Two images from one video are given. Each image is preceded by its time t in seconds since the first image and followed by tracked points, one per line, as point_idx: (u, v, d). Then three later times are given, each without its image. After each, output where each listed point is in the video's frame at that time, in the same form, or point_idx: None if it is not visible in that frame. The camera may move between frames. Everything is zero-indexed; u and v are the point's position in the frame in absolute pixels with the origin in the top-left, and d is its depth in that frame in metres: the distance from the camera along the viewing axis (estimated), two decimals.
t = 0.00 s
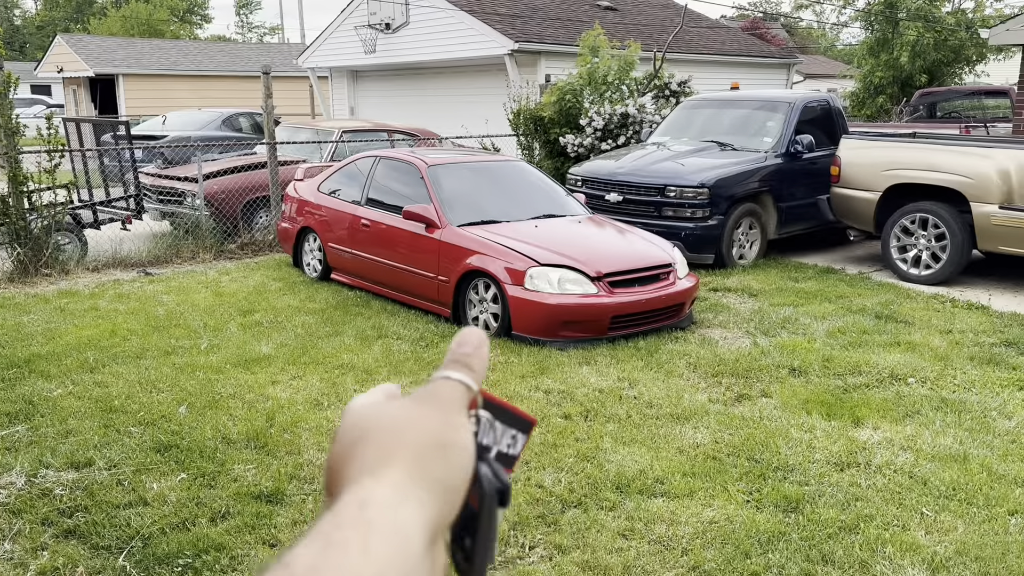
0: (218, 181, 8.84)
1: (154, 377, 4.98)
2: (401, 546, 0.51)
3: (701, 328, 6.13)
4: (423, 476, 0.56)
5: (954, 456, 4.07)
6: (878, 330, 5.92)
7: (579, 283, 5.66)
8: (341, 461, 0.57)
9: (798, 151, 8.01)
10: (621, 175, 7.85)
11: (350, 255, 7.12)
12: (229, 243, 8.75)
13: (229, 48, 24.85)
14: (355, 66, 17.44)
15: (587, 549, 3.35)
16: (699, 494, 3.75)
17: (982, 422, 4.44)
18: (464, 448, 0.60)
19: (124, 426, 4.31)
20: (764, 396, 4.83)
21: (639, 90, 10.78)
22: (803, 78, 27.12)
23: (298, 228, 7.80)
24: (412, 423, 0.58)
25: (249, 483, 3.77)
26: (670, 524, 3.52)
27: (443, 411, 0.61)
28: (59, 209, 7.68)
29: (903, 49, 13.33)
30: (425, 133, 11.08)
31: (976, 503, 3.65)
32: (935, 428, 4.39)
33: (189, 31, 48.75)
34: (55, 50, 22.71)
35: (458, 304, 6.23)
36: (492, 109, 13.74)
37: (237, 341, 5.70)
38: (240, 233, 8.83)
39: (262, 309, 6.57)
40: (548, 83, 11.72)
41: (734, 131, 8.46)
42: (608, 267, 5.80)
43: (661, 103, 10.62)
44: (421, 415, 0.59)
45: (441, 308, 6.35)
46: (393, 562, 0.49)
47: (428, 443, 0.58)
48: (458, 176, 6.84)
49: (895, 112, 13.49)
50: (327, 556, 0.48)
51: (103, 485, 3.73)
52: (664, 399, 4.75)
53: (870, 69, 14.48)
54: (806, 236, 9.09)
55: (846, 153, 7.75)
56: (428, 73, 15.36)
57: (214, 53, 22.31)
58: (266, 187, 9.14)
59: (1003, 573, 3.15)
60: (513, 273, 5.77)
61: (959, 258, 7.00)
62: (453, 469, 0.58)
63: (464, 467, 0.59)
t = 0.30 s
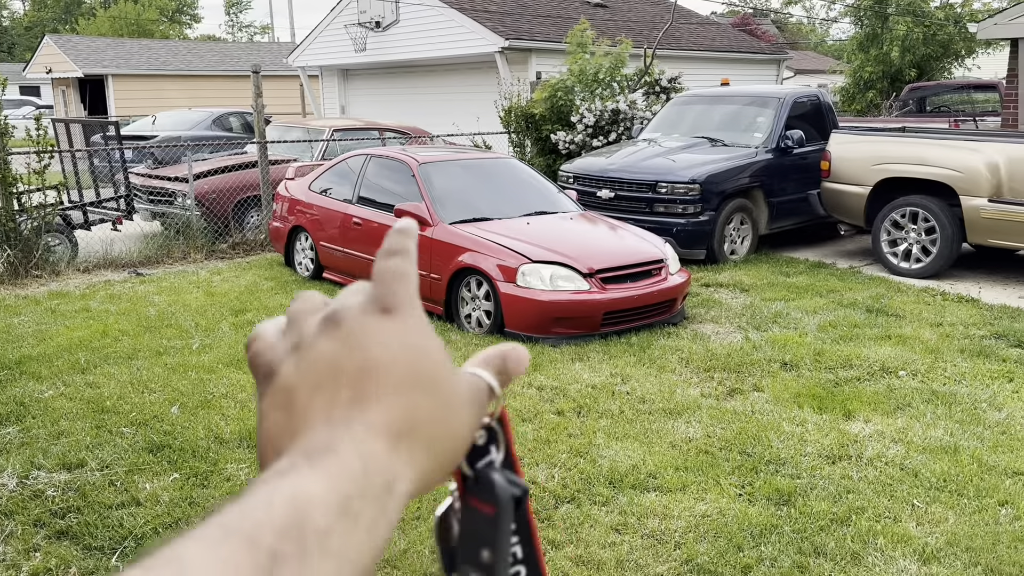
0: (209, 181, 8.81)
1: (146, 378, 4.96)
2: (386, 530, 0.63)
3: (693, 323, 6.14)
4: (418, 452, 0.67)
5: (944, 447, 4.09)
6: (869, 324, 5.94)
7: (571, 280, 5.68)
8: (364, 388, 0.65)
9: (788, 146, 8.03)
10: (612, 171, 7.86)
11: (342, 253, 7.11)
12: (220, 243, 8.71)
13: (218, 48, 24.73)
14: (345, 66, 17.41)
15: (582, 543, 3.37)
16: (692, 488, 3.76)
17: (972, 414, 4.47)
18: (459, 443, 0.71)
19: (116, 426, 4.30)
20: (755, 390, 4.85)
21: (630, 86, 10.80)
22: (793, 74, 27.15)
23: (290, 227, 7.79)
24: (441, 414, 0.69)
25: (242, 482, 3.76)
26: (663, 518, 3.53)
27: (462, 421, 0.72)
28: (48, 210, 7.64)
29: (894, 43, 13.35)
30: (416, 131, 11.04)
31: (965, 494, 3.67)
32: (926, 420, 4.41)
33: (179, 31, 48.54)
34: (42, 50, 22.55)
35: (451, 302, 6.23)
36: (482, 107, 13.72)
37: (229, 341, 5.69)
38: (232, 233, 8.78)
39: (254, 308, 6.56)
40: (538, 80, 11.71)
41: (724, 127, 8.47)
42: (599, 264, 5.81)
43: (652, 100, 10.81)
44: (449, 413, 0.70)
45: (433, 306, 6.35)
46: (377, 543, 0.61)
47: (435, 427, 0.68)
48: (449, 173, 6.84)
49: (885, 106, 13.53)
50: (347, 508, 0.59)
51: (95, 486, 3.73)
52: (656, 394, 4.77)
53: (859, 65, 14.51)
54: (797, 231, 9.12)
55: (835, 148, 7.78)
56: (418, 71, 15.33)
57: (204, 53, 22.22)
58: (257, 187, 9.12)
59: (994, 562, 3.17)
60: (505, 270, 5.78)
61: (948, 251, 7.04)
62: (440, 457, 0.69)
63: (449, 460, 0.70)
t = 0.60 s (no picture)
0: (196, 179, 8.73)
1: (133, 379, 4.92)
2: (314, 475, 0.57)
3: (685, 319, 6.12)
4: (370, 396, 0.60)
5: (936, 441, 4.08)
6: (860, 318, 5.93)
7: (562, 276, 5.65)
8: (328, 315, 0.59)
9: (780, 140, 8.01)
10: (604, 166, 7.83)
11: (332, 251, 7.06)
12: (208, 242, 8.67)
13: (207, 45, 24.61)
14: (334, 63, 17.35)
15: (574, 540, 3.34)
16: (683, 485, 3.74)
17: (964, 407, 4.45)
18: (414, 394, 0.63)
19: (101, 429, 4.25)
20: (747, 385, 4.83)
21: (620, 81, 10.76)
22: (785, 68, 27.16)
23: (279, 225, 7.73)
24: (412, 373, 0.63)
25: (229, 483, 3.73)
26: (654, 515, 3.51)
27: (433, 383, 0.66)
28: (33, 211, 7.57)
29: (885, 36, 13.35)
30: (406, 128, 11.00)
31: (956, 487, 3.66)
32: (918, 414, 4.39)
33: (168, 28, 48.26)
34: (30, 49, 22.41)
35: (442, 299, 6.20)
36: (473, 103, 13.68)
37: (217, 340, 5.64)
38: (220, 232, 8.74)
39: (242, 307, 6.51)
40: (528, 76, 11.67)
41: (715, 121, 8.45)
42: (591, 260, 5.78)
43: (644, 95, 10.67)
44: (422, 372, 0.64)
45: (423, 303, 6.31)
46: (298, 499, 0.55)
47: (398, 387, 0.62)
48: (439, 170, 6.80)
49: (876, 99, 13.52)
50: (273, 460, 0.54)
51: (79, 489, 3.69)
52: (648, 391, 4.74)
53: (850, 58, 14.52)
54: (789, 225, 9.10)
55: (826, 141, 7.76)
56: (408, 67, 15.27)
57: (192, 52, 22.11)
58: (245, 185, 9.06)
59: (984, 555, 3.16)
60: (496, 267, 5.74)
61: (940, 245, 7.03)
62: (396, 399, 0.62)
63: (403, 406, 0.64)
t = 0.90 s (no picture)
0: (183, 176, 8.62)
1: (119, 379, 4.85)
2: (239, 463, 0.82)
3: (678, 314, 6.07)
4: (288, 385, 0.90)
5: (931, 435, 4.04)
6: (854, 312, 5.89)
7: (554, 273, 5.60)
8: (255, 306, 0.90)
9: (773, 134, 7.97)
10: (596, 161, 7.78)
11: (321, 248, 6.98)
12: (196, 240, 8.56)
13: (195, 41, 24.37)
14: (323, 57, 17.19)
15: (566, 538, 3.30)
16: (676, 481, 3.70)
17: (959, 401, 4.42)
18: (337, 380, 0.96)
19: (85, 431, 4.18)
20: (740, 381, 4.79)
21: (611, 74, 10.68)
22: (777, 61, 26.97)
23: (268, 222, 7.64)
24: (322, 359, 0.93)
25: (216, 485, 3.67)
26: (647, 512, 3.47)
27: (346, 367, 0.96)
28: (16, 210, 7.49)
29: (877, 27, 13.28)
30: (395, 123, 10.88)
31: (952, 482, 3.62)
32: (913, 408, 4.35)
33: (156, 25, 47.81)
34: (14, 46, 22.12)
35: (433, 296, 6.13)
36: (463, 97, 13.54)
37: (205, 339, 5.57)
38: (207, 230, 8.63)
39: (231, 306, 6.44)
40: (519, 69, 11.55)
41: (707, 114, 8.41)
42: (582, 256, 5.73)
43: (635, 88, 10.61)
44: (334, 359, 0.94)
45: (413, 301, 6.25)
46: (230, 474, 0.81)
47: (316, 371, 0.92)
48: (429, 165, 6.74)
49: (870, 92, 13.43)
50: (201, 446, 0.79)
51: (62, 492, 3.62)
52: (641, 387, 4.69)
53: (843, 50, 14.39)
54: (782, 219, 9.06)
55: (819, 134, 7.71)
56: (398, 61, 15.11)
57: (179, 48, 21.85)
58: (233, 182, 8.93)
59: (978, 549, 3.13)
60: (487, 264, 5.70)
61: (934, 238, 7.00)
62: (314, 390, 0.93)
63: (323, 395, 0.94)
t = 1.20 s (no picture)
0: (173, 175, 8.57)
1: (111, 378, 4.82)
2: (209, 457, 0.82)
3: (672, 310, 6.07)
4: (260, 377, 0.89)
5: (925, 430, 4.04)
6: (848, 307, 5.90)
7: (548, 270, 5.59)
8: (223, 299, 0.89)
9: (766, 129, 7.97)
10: (589, 157, 7.77)
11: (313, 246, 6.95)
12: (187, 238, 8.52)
13: (184, 39, 24.26)
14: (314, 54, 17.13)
15: (563, 535, 3.30)
16: (672, 477, 3.70)
17: (953, 396, 4.43)
18: (310, 372, 0.94)
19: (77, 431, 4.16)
20: (735, 377, 4.79)
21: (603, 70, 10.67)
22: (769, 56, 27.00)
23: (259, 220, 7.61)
24: (294, 351, 0.92)
25: (211, 484, 3.65)
26: (643, 509, 3.46)
27: (317, 360, 0.95)
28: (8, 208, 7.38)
29: (869, 23, 13.30)
30: (388, 120, 10.85)
31: (947, 476, 3.63)
32: (907, 403, 4.36)
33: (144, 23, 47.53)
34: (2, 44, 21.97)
35: (426, 294, 6.12)
36: (456, 93, 13.52)
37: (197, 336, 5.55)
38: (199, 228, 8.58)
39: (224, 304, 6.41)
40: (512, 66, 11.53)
41: (700, 110, 8.41)
42: (576, 253, 5.72)
43: (628, 84, 10.64)
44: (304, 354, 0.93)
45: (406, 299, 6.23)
46: (196, 469, 0.80)
47: (288, 364, 0.92)
48: (422, 162, 6.71)
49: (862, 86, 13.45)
50: (169, 441, 0.79)
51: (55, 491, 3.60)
52: (635, 384, 4.69)
53: (835, 45, 14.41)
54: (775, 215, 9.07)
55: (812, 130, 7.72)
56: (390, 58, 15.08)
57: (169, 46, 21.75)
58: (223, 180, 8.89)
59: (972, 543, 3.14)
60: (481, 261, 5.68)
61: (926, 233, 7.02)
62: (287, 382, 0.92)
63: (296, 388, 0.93)
